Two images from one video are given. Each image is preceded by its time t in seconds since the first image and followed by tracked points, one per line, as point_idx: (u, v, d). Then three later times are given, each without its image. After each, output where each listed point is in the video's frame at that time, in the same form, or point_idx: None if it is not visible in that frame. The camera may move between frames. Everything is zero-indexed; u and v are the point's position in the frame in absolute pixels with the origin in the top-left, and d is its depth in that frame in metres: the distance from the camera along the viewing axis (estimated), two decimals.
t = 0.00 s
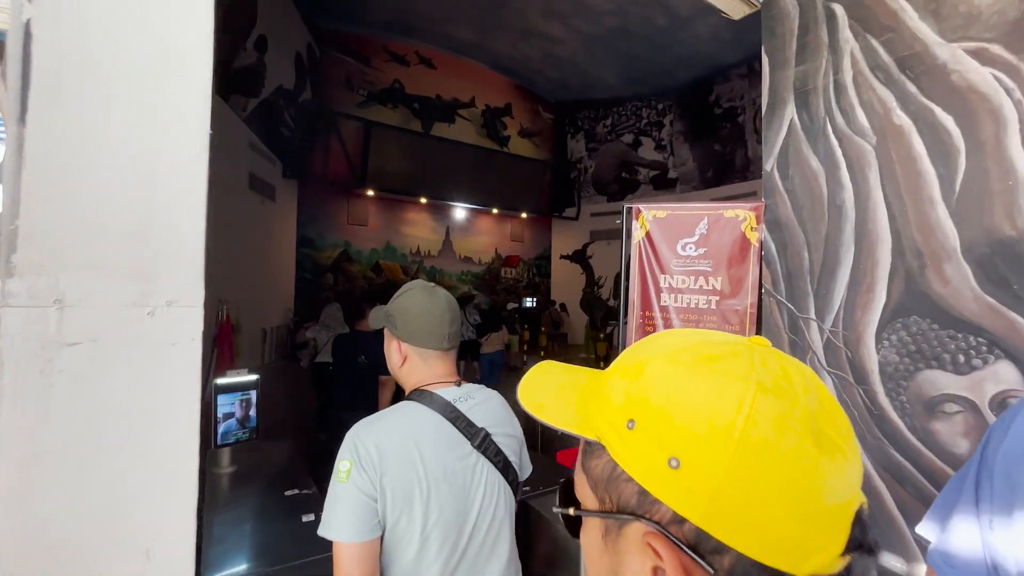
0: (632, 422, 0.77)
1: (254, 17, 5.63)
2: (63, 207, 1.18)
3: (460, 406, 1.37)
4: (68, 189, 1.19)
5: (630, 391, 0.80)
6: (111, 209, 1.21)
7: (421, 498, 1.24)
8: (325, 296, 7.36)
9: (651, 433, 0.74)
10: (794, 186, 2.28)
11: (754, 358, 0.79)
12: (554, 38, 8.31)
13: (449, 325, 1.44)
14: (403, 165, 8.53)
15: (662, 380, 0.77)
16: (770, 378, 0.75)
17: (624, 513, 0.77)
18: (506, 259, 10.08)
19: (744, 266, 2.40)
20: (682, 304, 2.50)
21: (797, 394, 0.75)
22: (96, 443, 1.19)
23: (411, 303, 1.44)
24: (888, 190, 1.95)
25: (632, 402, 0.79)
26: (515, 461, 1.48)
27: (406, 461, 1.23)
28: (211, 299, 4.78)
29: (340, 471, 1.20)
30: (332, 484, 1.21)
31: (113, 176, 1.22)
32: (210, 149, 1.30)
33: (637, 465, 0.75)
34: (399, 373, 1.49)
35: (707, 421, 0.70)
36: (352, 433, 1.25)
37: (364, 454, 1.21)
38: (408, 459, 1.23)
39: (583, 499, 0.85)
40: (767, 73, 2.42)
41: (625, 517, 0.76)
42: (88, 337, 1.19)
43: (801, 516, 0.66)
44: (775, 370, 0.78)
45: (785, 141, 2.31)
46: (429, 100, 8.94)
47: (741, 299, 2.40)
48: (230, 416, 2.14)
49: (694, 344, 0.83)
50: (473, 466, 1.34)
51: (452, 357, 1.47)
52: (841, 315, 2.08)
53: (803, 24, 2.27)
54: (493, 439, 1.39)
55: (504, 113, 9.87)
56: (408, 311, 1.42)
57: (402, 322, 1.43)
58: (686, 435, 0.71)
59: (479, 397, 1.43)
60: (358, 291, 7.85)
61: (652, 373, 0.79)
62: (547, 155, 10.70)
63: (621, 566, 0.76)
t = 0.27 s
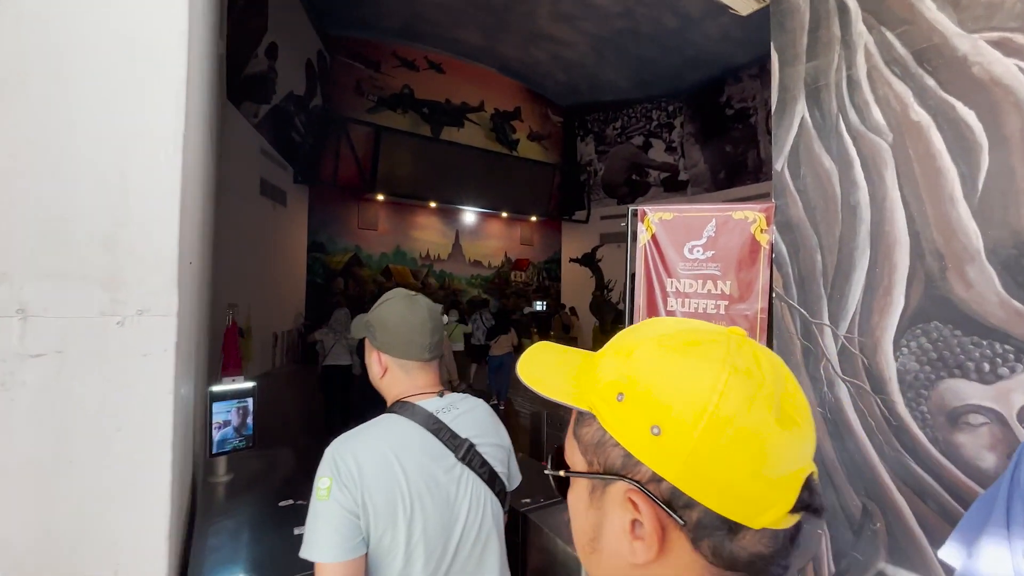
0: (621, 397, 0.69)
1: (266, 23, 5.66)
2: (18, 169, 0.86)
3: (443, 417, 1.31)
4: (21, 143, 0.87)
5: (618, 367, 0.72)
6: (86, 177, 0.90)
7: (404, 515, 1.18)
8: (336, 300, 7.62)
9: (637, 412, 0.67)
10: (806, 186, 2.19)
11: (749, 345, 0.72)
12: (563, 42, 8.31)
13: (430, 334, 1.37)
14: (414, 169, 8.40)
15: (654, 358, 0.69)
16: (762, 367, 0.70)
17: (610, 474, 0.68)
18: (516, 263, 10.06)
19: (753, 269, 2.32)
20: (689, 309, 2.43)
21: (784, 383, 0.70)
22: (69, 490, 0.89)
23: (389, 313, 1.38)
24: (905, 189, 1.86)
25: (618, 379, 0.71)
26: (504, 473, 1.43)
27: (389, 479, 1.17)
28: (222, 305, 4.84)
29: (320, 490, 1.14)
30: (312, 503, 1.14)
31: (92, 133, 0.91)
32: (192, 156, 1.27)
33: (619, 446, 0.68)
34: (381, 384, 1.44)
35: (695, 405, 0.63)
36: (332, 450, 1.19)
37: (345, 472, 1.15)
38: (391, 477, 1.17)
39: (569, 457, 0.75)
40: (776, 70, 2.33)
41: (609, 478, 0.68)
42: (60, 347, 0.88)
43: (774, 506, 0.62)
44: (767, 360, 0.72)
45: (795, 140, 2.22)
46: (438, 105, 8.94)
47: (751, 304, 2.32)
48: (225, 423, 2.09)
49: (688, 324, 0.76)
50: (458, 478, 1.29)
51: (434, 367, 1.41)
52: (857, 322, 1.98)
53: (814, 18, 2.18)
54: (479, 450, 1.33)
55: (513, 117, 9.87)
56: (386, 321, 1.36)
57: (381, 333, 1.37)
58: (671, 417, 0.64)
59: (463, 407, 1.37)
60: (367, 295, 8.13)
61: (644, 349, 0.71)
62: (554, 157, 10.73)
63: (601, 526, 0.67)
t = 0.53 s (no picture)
0: (596, 396, 0.69)
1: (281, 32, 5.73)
2: None
3: (430, 422, 1.26)
4: None
5: (594, 366, 0.71)
6: (61, 173, 0.85)
7: (393, 527, 1.13)
8: (348, 303, 7.62)
9: (614, 412, 0.66)
10: (826, 182, 2.07)
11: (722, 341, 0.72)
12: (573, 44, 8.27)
13: (412, 339, 1.37)
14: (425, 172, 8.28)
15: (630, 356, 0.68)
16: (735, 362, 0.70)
17: (586, 472, 0.68)
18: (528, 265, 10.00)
19: (770, 269, 2.24)
20: (703, 311, 2.35)
21: (758, 380, 0.71)
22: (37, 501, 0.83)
23: (371, 318, 1.38)
24: (934, 182, 1.75)
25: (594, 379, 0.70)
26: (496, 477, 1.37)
27: (377, 489, 1.12)
28: (235, 308, 4.85)
29: (303, 504, 1.08)
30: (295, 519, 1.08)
31: (64, 123, 0.86)
32: (178, 153, 1.23)
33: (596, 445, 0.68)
34: (364, 394, 1.42)
35: (670, 404, 0.63)
36: (315, 462, 1.14)
37: (329, 483, 1.10)
38: (378, 487, 1.12)
39: (547, 454, 0.75)
40: (792, 61, 2.22)
41: (586, 475, 0.68)
42: (27, 350, 0.82)
43: (747, 500, 0.63)
44: (741, 354, 0.72)
45: (815, 132, 2.11)
46: (449, 109, 8.94)
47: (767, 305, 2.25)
48: (228, 429, 2.01)
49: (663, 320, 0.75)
50: (447, 485, 1.24)
51: (417, 372, 1.39)
52: (883, 324, 1.87)
53: (832, 6, 2.07)
54: (469, 454, 1.29)
55: (524, 120, 9.83)
56: (368, 326, 1.37)
57: (362, 339, 1.37)
58: (646, 417, 0.64)
59: (452, 411, 1.32)
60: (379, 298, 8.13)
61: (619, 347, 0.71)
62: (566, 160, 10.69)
63: (579, 523, 0.68)
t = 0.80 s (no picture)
0: (574, 407, 0.65)
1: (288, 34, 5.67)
2: None
3: (426, 422, 1.20)
4: None
5: (573, 374, 0.67)
6: (29, 161, 0.77)
7: (394, 527, 1.06)
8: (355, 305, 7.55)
9: (594, 424, 0.62)
10: (852, 175, 1.95)
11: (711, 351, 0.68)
12: (580, 44, 8.21)
13: (405, 342, 1.33)
14: (432, 173, 8.28)
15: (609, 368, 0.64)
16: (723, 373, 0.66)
17: (560, 493, 0.64)
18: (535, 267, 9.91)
19: (791, 268, 2.14)
20: (721, 311, 2.25)
21: (749, 390, 0.67)
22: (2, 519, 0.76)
23: (361, 322, 1.33)
24: (971, 173, 1.63)
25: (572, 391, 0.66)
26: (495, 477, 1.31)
27: (377, 489, 1.05)
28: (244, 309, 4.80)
29: (298, 511, 1.01)
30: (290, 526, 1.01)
31: (32, 106, 0.78)
32: (166, 148, 1.16)
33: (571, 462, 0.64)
34: (356, 398, 1.37)
35: (657, 417, 0.60)
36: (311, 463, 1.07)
37: (327, 485, 1.03)
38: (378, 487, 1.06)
39: (518, 469, 0.71)
40: (814, 47, 2.11)
41: (560, 497, 0.64)
42: None
43: (735, 521, 0.60)
44: (732, 362, 0.68)
45: (840, 122, 1.99)
46: (456, 110, 8.88)
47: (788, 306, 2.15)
48: (226, 435, 1.94)
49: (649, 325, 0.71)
50: (446, 484, 1.17)
51: (411, 374, 1.35)
52: (916, 325, 1.76)
53: None
54: (465, 452, 1.22)
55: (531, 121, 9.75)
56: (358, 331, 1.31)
57: (352, 344, 1.31)
58: (630, 431, 0.60)
59: (448, 411, 1.26)
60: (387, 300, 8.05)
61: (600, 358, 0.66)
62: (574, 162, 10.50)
63: (552, 549, 0.63)
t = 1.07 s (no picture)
0: (513, 437, 0.58)
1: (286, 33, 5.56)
2: None
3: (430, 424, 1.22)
4: None
5: (515, 398, 0.60)
6: None
7: (408, 519, 1.11)
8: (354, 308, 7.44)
9: (533, 459, 0.55)
10: (873, 174, 1.87)
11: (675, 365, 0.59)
12: (580, 46, 8.16)
13: (406, 343, 1.36)
14: (431, 176, 8.19)
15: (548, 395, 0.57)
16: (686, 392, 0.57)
17: (497, 542, 0.60)
18: (535, 270, 9.81)
19: (807, 271, 2.03)
20: (734, 316, 2.15)
21: (723, 412, 0.58)
22: None
23: (363, 324, 1.35)
24: (1004, 171, 1.57)
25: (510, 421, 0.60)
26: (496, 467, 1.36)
27: (389, 485, 1.10)
28: (241, 310, 4.69)
29: (316, 507, 1.07)
30: (309, 522, 1.07)
31: None
32: (143, 143, 1.07)
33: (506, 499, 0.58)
34: (356, 401, 1.38)
35: (604, 453, 0.53)
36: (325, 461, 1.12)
37: (342, 482, 1.09)
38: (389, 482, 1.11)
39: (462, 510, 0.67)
40: (831, 44, 2.00)
41: (499, 547, 0.59)
42: None
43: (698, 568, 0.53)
44: (703, 379, 0.59)
45: (861, 119, 1.90)
46: (456, 112, 8.79)
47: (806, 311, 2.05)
48: (215, 447, 1.84)
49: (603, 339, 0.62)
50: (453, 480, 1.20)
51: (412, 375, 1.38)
52: (943, 333, 1.69)
53: None
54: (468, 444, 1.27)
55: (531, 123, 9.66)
56: (361, 331, 1.34)
57: (355, 344, 1.33)
58: (573, 469, 0.53)
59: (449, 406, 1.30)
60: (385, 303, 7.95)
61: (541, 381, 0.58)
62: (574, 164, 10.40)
63: None
